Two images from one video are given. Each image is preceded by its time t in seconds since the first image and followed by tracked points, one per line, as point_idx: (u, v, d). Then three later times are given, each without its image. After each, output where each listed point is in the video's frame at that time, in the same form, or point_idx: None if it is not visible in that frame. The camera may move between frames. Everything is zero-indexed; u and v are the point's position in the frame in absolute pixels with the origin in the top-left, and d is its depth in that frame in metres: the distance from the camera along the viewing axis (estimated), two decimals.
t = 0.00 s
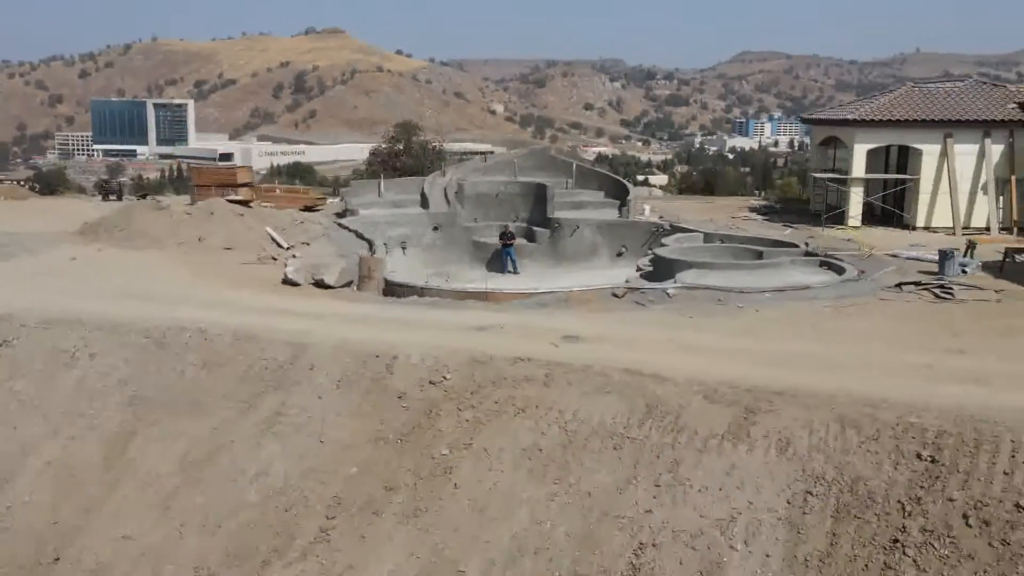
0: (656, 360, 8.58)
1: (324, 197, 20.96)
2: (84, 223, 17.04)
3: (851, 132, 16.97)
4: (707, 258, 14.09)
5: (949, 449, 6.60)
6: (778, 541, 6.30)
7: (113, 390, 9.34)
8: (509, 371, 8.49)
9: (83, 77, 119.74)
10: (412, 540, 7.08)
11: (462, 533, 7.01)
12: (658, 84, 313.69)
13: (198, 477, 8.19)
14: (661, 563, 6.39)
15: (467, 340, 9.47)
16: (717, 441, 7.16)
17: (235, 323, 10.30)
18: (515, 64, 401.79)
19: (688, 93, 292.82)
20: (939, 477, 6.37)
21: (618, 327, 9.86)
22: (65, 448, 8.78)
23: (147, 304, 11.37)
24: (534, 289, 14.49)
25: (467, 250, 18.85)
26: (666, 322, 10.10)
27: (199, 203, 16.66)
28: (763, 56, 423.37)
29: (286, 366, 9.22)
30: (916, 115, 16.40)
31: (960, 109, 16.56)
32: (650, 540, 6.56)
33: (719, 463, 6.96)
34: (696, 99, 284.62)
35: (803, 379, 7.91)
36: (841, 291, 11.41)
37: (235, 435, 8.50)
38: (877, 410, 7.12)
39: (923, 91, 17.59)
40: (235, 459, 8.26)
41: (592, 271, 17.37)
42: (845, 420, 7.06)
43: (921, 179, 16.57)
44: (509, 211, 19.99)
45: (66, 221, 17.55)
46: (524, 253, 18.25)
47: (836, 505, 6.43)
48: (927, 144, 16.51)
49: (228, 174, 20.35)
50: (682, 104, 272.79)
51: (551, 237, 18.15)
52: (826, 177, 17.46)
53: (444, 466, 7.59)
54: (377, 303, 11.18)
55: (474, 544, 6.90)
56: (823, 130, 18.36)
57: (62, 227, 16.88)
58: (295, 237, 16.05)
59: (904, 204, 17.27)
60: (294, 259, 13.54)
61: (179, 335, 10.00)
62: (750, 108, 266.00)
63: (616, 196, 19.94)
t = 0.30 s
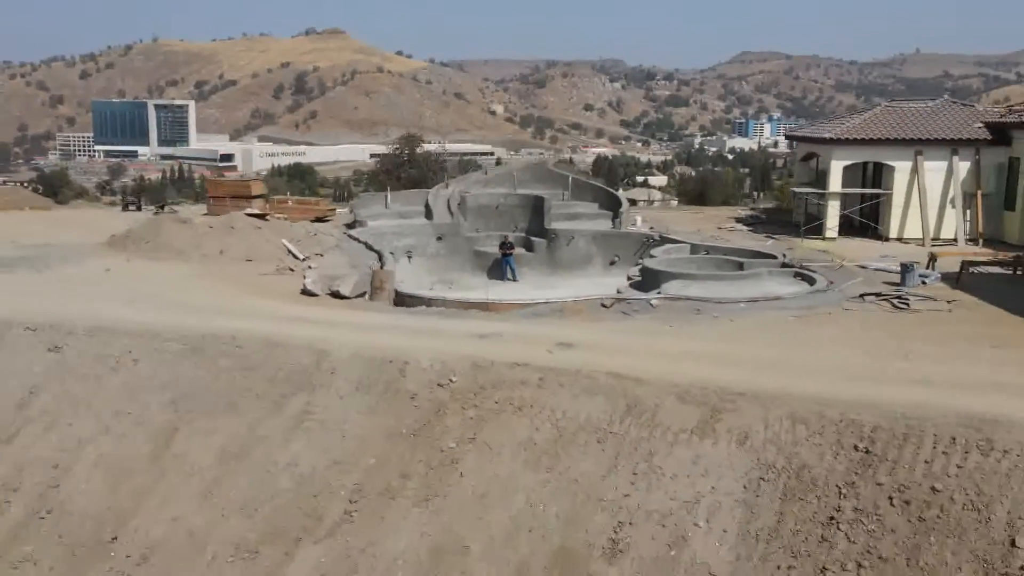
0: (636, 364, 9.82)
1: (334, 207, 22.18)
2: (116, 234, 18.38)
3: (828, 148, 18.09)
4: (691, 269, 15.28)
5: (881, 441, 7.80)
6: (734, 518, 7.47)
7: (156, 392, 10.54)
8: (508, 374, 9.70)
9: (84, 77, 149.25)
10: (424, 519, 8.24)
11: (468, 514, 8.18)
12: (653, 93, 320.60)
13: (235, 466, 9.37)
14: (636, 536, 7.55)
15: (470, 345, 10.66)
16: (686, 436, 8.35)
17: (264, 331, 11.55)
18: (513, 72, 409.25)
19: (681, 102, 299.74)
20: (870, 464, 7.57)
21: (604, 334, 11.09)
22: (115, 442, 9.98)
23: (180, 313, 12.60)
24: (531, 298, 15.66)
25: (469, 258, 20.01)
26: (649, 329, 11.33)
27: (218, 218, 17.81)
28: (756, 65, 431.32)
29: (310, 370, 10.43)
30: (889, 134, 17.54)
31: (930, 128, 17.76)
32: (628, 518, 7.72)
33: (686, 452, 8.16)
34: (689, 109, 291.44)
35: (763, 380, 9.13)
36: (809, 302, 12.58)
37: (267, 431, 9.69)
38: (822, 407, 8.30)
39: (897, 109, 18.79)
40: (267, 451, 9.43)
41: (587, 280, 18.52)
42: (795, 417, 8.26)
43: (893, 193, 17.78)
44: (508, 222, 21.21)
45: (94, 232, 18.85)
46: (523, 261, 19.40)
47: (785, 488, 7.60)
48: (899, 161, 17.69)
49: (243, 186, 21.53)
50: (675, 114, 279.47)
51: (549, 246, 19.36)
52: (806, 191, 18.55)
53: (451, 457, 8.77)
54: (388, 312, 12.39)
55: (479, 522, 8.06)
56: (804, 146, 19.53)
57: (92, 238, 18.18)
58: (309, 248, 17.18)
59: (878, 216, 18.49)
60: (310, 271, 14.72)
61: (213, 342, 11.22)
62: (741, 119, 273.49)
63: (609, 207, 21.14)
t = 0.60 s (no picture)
0: (620, 368, 11.08)
1: (342, 216, 23.45)
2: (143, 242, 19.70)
3: (807, 164, 19.33)
4: (677, 279, 16.50)
5: (830, 436, 9.00)
6: (701, 503, 8.66)
7: (189, 393, 11.76)
8: (507, 378, 10.94)
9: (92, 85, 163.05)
10: (433, 505, 9.42)
11: (471, 500, 9.37)
12: (653, 93, 325.02)
13: (264, 458, 10.59)
14: (616, 518, 8.73)
15: (472, 352, 11.91)
16: (662, 431, 9.56)
17: (287, 338, 12.82)
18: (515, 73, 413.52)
19: (680, 103, 303.81)
20: (819, 455, 8.78)
21: (593, 340, 12.36)
22: (154, 438, 11.19)
23: (208, 321, 13.84)
24: (529, 305, 16.81)
25: (471, 266, 21.17)
26: (634, 336, 12.56)
27: (235, 230, 19.10)
28: (755, 66, 436.01)
29: (330, 374, 11.65)
30: (863, 151, 18.79)
31: (902, 146, 18.98)
32: (610, 503, 8.91)
33: (661, 445, 9.37)
34: (688, 110, 295.86)
35: (731, 383, 10.37)
36: (782, 311, 13.79)
37: (291, 429, 10.90)
38: (780, 407, 9.53)
39: (872, 127, 20.04)
40: (293, 446, 10.63)
41: (581, 286, 19.68)
42: (755, 415, 9.48)
43: (867, 207, 19.01)
44: (507, 231, 22.42)
45: (118, 242, 20.12)
46: (521, 269, 20.57)
47: (746, 477, 8.80)
48: (873, 176, 18.92)
49: (256, 198, 22.72)
50: (675, 115, 283.82)
51: (546, 255, 20.52)
52: (787, 204, 19.76)
53: (456, 450, 9.98)
54: (399, 320, 13.67)
55: (482, 506, 9.25)
56: (785, 161, 20.78)
57: (117, 248, 19.43)
58: (322, 257, 18.38)
59: (853, 228, 19.74)
60: (325, 282, 15.97)
61: (240, 349, 12.47)
62: (739, 119, 278.00)
63: (603, 218, 22.41)
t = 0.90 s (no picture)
0: (608, 373, 12.37)
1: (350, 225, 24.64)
2: (165, 251, 21.08)
3: (788, 178, 20.52)
4: (663, 288, 17.68)
5: (791, 433, 10.23)
6: (677, 492, 9.87)
7: (217, 395, 13.01)
8: (507, 381, 12.23)
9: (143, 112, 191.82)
10: (440, 494, 10.62)
11: (474, 490, 10.56)
12: (653, 93, 329.24)
13: (287, 453, 11.83)
14: (602, 504, 9.92)
15: (474, 358, 13.21)
16: (643, 430, 10.79)
17: (307, 345, 14.13)
18: (516, 72, 418.32)
19: (679, 103, 307.92)
20: (779, 449, 10.01)
21: (586, 347, 13.65)
22: (187, 436, 12.40)
23: (232, 328, 15.12)
24: (526, 312, 17.98)
25: (472, 273, 22.33)
26: (620, 344, 13.87)
27: (250, 241, 20.43)
28: (755, 65, 440.13)
29: (346, 379, 12.95)
30: (841, 166, 19.97)
31: (878, 162, 20.16)
32: (597, 492, 10.11)
33: (641, 440, 10.64)
34: (688, 110, 300.15)
35: (706, 387, 11.65)
36: (758, 319, 15.00)
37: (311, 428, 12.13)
38: (747, 408, 10.78)
39: (850, 143, 21.24)
40: (313, 443, 11.87)
41: (576, 293, 20.82)
42: (725, 414, 10.76)
43: (846, 218, 20.17)
44: (507, 240, 23.60)
45: (140, 251, 21.44)
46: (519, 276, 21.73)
47: (716, 469, 10.02)
48: (851, 190, 20.10)
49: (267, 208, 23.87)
50: (675, 116, 287.91)
51: (544, 264, 21.61)
52: (770, 216, 20.95)
53: (460, 446, 11.22)
54: (407, 329, 14.99)
55: (482, 495, 10.45)
56: (769, 175, 21.99)
57: (140, 257, 20.75)
58: (332, 267, 19.60)
59: (833, 238, 20.95)
60: (338, 291, 17.24)
61: (263, 354, 13.75)
62: (738, 120, 282.35)
63: (598, 228, 23.61)
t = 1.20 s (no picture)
0: (597, 377, 13.65)
1: (356, 234, 25.83)
2: (184, 260, 22.38)
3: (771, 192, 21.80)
4: (652, 296, 18.92)
5: (759, 431, 11.48)
6: (657, 483, 11.09)
7: (242, 397, 14.29)
8: (506, 385, 13.57)
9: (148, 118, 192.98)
10: (445, 485, 11.84)
11: (475, 482, 11.79)
12: (653, 94, 331.55)
13: (305, 450, 13.08)
14: (591, 494, 11.15)
15: (478, 363, 14.54)
16: (627, 427, 12.06)
17: (322, 352, 15.42)
18: (517, 71, 422.71)
19: (679, 103, 310.25)
20: (748, 444, 11.26)
21: (579, 353, 14.95)
22: (215, 434, 13.65)
23: (252, 335, 16.41)
24: (524, 318, 19.15)
25: (474, 280, 23.47)
26: (611, 350, 15.13)
27: (265, 251, 21.70)
28: (754, 66, 442.76)
29: (359, 383, 14.21)
30: (821, 181, 21.20)
31: (857, 176, 21.38)
32: (586, 483, 11.34)
33: (626, 436, 11.89)
34: (688, 110, 302.55)
35: (686, 390, 12.91)
36: (739, 326, 16.26)
37: (328, 427, 13.37)
38: (722, 409, 12.04)
39: (831, 157, 22.47)
40: (330, 440, 13.13)
41: (572, 298, 21.97)
42: (701, 414, 12.03)
43: (826, 229, 21.41)
44: (507, 248, 24.82)
45: (160, 259, 22.72)
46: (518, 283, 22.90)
47: (692, 464, 11.24)
48: (831, 202, 21.35)
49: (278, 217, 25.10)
50: (674, 116, 290.23)
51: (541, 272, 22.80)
52: (755, 227, 22.18)
53: (463, 442, 12.46)
54: (415, 336, 16.33)
55: (483, 486, 11.68)
56: (753, 188, 23.25)
57: (160, 265, 22.01)
58: (342, 275, 20.85)
59: (814, 247, 22.19)
60: (349, 299, 18.54)
61: (282, 360, 15.07)
62: (738, 120, 284.89)
63: (592, 237, 24.84)
